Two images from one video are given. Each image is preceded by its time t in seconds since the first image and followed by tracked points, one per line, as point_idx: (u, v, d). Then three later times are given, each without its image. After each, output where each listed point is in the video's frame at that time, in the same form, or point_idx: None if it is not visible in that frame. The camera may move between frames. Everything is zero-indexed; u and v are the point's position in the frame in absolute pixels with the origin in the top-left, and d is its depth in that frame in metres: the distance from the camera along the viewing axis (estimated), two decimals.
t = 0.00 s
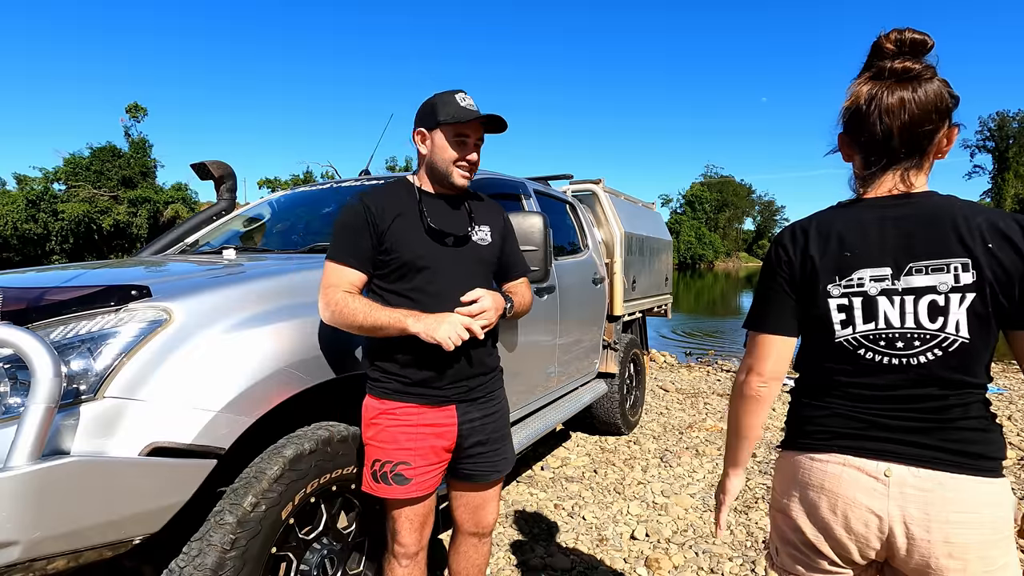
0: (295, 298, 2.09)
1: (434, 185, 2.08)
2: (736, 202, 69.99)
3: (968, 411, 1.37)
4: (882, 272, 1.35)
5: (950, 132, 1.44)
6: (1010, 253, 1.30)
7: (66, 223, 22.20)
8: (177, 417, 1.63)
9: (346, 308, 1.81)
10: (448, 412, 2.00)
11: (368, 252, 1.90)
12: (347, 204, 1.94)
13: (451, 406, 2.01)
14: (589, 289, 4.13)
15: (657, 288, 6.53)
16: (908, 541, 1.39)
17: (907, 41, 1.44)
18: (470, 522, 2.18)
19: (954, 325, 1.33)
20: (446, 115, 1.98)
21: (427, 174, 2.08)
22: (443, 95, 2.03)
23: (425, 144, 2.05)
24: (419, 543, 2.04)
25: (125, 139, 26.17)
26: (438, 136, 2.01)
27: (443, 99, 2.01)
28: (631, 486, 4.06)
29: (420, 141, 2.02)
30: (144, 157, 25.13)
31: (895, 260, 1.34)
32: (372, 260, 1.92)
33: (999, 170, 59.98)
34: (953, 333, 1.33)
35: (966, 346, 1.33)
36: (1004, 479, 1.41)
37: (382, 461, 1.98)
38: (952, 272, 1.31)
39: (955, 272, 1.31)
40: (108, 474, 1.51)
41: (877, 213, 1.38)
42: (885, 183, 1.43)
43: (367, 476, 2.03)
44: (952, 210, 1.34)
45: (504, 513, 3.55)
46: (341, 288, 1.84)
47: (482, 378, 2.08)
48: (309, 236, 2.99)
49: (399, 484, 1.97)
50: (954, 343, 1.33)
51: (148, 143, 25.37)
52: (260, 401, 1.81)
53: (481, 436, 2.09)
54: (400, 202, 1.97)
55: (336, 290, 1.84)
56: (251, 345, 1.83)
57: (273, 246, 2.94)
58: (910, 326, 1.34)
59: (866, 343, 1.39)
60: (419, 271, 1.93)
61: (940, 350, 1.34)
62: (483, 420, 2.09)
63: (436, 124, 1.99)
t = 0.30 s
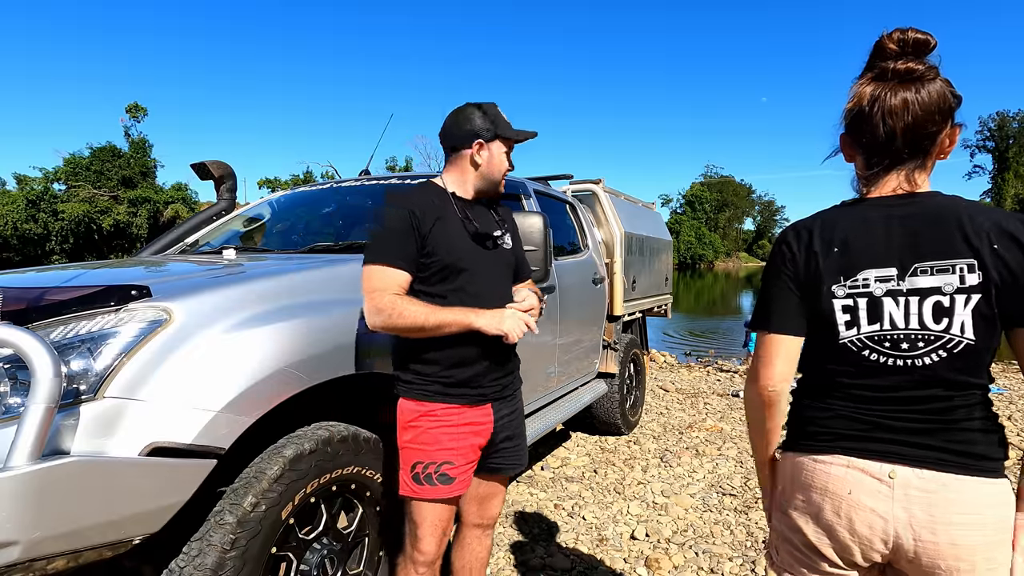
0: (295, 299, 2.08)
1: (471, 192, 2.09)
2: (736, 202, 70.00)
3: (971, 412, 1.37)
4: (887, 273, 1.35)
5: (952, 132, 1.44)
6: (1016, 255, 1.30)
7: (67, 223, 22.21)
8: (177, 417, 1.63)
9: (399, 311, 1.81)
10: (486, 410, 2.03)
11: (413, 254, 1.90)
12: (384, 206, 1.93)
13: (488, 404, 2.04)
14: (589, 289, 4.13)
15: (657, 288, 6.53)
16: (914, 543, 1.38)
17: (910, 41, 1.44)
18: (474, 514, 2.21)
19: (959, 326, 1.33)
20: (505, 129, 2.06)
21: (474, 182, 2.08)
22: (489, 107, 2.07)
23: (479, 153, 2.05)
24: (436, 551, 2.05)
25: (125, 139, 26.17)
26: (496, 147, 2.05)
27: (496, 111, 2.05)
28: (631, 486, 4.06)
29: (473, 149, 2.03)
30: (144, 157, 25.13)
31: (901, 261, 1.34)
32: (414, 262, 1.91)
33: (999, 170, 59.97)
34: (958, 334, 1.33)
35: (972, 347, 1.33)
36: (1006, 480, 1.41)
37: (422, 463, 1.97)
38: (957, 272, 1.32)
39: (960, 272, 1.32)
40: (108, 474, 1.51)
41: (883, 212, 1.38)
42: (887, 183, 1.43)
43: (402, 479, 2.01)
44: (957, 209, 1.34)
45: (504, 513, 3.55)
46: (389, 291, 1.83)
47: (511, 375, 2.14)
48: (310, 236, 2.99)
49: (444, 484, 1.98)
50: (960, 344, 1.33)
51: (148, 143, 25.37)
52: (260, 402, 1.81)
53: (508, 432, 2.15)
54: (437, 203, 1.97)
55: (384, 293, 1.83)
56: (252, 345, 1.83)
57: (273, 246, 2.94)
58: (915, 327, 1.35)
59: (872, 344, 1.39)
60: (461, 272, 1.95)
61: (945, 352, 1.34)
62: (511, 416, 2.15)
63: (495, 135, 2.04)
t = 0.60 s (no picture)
0: (295, 299, 2.08)
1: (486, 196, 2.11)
2: (736, 202, 70.01)
3: (970, 418, 1.36)
4: (883, 281, 1.35)
5: (959, 129, 1.44)
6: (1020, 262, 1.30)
7: (66, 223, 22.20)
8: (177, 418, 1.63)
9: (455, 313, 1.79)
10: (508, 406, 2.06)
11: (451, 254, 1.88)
12: (414, 207, 1.89)
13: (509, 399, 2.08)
14: (589, 289, 4.13)
15: (657, 288, 6.53)
16: (905, 547, 1.39)
17: (916, 33, 1.44)
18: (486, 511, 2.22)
19: (956, 336, 1.33)
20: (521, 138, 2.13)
21: (492, 187, 2.10)
22: (506, 113, 2.11)
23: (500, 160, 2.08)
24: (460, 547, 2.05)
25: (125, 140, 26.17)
26: (514, 155, 2.12)
27: (514, 120, 2.11)
28: (631, 486, 4.06)
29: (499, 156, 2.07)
30: (144, 157, 25.13)
31: (900, 269, 1.34)
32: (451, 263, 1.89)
33: (1000, 170, 59.97)
34: (954, 345, 1.33)
35: (967, 357, 1.33)
36: (1005, 484, 1.41)
37: (452, 462, 1.98)
38: (957, 283, 1.31)
39: (961, 282, 1.31)
40: (108, 474, 1.51)
41: (885, 216, 1.38)
42: (892, 179, 1.43)
43: (431, 480, 2.01)
44: (961, 214, 1.33)
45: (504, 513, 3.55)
46: (441, 291, 1.79)
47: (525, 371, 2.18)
48: (310, 236, 2.99)
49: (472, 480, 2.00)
50: (955, 355, 1.33)
51: (148, 143, 25.36)
52: (260, 402, 1.81)
53: (521, 424, 2.19)
54: (463, 204, 1.97)
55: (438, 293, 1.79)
56: (252, 346, 1.83)
57: (274, 246, 2.94)
58: (911, 336, 1.35)
59: (868, 352, 1.39)
60: (486, 278, 1.99)
61: (940, 361, 1.34)
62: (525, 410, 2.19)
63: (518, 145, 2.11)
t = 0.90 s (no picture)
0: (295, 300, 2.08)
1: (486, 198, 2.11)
2: (736, 202, 70.02)
3: (968, 418, 1.36)
4: (879, 283, 1.35)
5: (951, 129, 1.43)
6: (1014, 261, 1.30)
7: (66, 223, 22.20)
8: (177, 418, 1.63)
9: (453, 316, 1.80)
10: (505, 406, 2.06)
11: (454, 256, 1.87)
12: (416, 207, 1.89)
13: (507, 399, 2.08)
14: (589, 289, 4.14)
15: (658, 287, 6.53)
16: (905, 548, 1.38)
17: (907, 34, 1.44)
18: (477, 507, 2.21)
19: (955, 334, 1.33)
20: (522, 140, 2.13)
21: (494, 188, 2.10)
22: (507, 115, 2.11)
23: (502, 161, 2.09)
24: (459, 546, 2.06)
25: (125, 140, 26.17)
26: (516, 157, 2.12)
27: (516, 122, 2.11)
28: (631, 486, 4.06)
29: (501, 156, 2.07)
30: (143, 157, 25.12)
31: (895, 270, 1.34)
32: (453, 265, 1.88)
33: (999, 170, 59.98)
34: (954, 344, 1.33)
35: (966, 355, 1.33)
36: (1004, 484, 1.41)
37: (452, 461, 1.98)
38: (953, 281, 1.31)
39: (956, 281, 1.31)
40: (108, 474, 1.51)
41: (876, 217, 1.38)
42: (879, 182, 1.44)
43: (430, 477, 2.00)
44: (955, 212, 1.33)
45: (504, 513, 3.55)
46: (441, 292, 1.79)
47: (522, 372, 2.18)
48: (309, 236, 2.99)
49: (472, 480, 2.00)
50: (955, 354, 1.33)
51: (148, 143, 25.36)
52: (260, 402, 1.81)
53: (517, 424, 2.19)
54: (466, 205, 1.96)
55: (436, 293, 1.78)
56: (252, 346, 1.83)
57: (274, 247, 2.94)
58: (910, 337, 1.34)
59: (867, 355, 1.39)
60: (488, 278, 1.99)
61: (941, 361, 1.33)
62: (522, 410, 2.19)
63: (520, 146, 2.11)
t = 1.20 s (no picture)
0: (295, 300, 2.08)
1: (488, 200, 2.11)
2: (736, 202, 70.02)
3: (967, 416, 1.38)
4: (882, 279, 1.35)
5: (934, 130, 1.43)
6: (1008, 257, 1.31)
7: (67, 223, 22.21)
8: (177, 417, 1.63)
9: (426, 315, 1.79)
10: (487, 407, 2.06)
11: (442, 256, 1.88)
12: (409, 206, 1.89)
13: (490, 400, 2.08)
14: (589, 289, 4.14)
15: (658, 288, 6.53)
16: (913, 548, 1.38)
17: (885, 41, 1.44)
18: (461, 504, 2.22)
19: (954, 329, 1.34)
20: (528, 144, 2.12)
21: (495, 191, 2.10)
22: (515, 118, 2.11)
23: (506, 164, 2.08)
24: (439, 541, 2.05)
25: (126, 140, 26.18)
26: (520, 161, 2.12)
27: (523, 124, 2.11)
28: (631, 486, 4.06)
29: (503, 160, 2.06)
30: (144, 157, 25.12)
31: (894, 267, 1.34)
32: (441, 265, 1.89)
33: (999, 170, 59.98)
34: (953, 338, 1.34)
35: (966, 350, 1.34)
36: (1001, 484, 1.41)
37: (427, 456, 1.97)
38: (950, 276, 1.32)
39: (953, 276, 1.32)
40: (107, 474, 1.51)
41: (874, 216, 1.38)
42: (869, 184, 1.44)
43: (406, 471, 2.00)
44: (948, 212, 1.34)
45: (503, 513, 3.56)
46: (418, 291, 1.79)
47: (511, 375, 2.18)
48: (309, 236, 2.99)
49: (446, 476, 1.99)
50: (955, 348, 1.34)
51: (148, 143, 25.36)
52: (260, 402, 1.81)
53: (501, 425, 2.19)
54: (461, 206, 1.97)
55: (413, 292, 1.79)
56: (252, 345, 1.83)
57: (273, 247, 2.94)
58: (911, 332, 1.35)
59: (869, 351, 1.39)
60: (480, 278, 1.99)
61: (940, 356, 1.35)
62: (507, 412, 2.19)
63: (524, 149, 2.10)
